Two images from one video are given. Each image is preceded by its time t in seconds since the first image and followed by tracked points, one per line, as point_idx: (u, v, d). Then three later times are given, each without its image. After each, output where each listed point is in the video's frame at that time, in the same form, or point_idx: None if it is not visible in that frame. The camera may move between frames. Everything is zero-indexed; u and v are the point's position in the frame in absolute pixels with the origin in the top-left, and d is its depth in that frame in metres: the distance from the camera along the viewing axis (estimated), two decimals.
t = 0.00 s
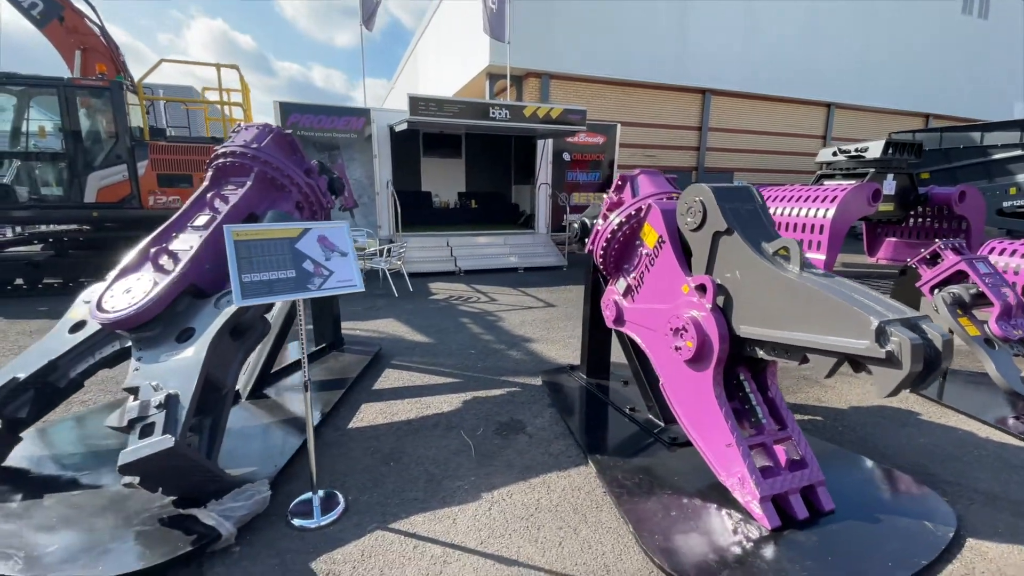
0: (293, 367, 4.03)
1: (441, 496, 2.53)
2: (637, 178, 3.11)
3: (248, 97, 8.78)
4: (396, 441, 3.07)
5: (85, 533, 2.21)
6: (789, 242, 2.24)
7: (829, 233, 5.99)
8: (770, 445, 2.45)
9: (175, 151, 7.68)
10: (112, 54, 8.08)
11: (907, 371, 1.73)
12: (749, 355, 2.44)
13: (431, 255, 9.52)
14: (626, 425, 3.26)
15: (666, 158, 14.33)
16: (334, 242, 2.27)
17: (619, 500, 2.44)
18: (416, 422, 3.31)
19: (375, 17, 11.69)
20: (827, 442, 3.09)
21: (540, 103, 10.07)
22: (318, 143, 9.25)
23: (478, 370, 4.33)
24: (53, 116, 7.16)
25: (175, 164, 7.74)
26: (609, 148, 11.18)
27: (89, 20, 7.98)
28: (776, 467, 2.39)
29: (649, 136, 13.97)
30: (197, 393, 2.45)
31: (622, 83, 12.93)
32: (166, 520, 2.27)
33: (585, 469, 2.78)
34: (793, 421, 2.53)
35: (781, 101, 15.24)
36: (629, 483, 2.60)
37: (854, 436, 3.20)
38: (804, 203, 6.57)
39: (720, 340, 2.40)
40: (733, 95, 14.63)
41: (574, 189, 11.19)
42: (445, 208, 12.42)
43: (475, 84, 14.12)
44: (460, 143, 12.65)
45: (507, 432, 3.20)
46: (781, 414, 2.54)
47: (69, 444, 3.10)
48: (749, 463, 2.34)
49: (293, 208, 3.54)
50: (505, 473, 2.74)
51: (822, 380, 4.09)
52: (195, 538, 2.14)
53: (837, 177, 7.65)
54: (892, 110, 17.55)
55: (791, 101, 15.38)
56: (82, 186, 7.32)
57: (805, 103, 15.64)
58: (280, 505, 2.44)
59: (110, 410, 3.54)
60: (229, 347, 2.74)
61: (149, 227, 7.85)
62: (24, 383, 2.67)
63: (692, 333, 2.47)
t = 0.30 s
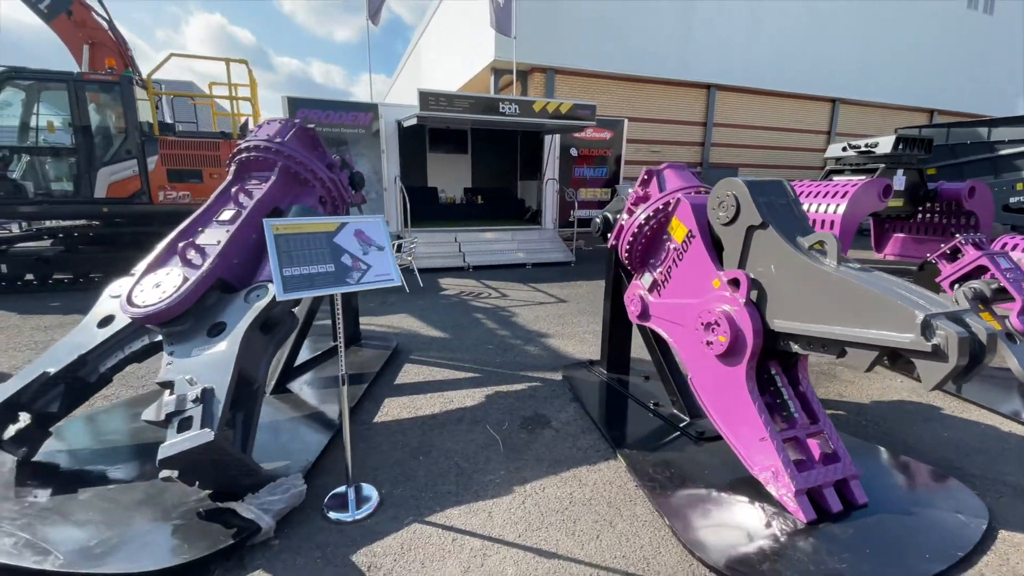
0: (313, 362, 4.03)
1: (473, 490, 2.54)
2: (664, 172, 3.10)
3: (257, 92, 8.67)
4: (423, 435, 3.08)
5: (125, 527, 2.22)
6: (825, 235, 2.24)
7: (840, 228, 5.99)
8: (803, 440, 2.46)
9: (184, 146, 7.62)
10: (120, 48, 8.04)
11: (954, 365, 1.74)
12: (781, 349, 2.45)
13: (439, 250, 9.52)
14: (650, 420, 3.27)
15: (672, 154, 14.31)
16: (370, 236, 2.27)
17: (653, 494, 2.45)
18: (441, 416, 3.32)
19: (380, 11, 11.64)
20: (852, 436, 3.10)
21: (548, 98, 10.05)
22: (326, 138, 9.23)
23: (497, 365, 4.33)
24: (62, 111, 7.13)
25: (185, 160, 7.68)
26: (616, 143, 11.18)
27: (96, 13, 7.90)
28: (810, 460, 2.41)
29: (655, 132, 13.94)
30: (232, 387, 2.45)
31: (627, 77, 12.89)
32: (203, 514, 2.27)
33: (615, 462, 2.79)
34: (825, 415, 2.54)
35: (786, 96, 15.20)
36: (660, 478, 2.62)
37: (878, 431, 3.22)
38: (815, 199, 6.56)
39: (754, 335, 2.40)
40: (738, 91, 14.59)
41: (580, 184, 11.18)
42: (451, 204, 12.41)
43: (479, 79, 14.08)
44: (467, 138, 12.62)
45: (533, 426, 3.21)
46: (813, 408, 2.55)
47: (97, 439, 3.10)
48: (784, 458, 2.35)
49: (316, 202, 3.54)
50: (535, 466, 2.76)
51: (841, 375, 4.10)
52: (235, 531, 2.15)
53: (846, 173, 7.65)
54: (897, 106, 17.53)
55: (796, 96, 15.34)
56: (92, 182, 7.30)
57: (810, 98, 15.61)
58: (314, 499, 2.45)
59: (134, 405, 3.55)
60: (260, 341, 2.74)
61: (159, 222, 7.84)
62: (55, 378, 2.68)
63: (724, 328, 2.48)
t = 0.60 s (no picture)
0: (335, 357, 4.03)
1: (508, 484, 2.54)
2: (695, 164, 3.08)
3: (266, 84, 8.61)
4: (453, 429, 3.08)
5: (165, 520, 2.23)
6: (867, 228, 2.23)
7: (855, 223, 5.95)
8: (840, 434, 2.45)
9: (195, 139, 7.58)
10: (130, 40, 8.03)
11: (1007, 359, 1.73)
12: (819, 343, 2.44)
13: (448, 244, 9.49)
14: (677, 414, 3.26)
15: (679, 147, 14.23)
16: (409, 229, 2.26)
17: (690, 489, 2.45)
18: (468, 410, 3.32)
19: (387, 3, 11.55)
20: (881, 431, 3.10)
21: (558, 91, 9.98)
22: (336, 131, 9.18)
23: (518, 359, 4.32)
24: (72, 104, 7.09)
25: (196, 153, 7.63)
26: (625, 137, 11.13)
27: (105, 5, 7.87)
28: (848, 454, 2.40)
29: (663, 125, 13.86)
30: (267, 381, 2.45)
31: (636, 70, 12.79)
32: (242, 508, 2.27)
33: (647, 457, 2.79)
34: (862, 409, 2.53)
35: (794, 89, 15.10)
36: (695, 472, 2.61)
37: (907, 426, 3.21)
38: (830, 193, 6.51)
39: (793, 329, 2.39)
40: (747, 84, 14.49)
41: (589, 178, 11.14)
42: (459, 198, 12.37)
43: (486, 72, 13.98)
44: (474, 132, 12.56)
45: (562, 420, 3.21)
46: (849, 402, 2.53)
47: (127, 432, 3.11)
48: (823, 452, 2.34)
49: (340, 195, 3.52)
50: (568, 460, 2.75)
51: (864, 369, 4.09)
52: (277, 525, 2.15)
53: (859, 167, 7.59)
54: (905, 99, 17.40)
55: (804, 90, 15.23)
56: (103, 175, 7.28)
57: (818, 91, 15.50)
58: (351, 493, 2.45)
59: (159, 398, 3.55)
60: (292, 335, 2.73)
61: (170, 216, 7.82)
62: (87, 372, 2.67)
63: (761, 322, 2.45)
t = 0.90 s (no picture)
0: (357, 350, 4.01)
1: (543, 477, 2.53)
2: (727, 155, 3.04)
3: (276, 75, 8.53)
4: (481, 421, 3.07)
5: (206, 513, 2.23)
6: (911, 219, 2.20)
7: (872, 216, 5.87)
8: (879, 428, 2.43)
9: (205, 130, 7.51)
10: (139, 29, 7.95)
11: None
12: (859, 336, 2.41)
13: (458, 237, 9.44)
14: (705, 407, 3.25)
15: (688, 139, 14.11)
16: (447, 220, 2.23)
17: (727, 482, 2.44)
18: (495, 403, 3.31)
19: None
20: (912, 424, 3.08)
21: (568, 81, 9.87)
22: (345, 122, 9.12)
23: (539, 352, 4.30)
24: (82, 95, 7.04)
25: (207, 144, 7.57)
26: (636, 128, 11.03)
27: None
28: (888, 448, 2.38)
29: (672, 116, 13.74)
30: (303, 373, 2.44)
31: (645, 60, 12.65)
32: (281, 500, 2.27)
33: (680, 450, 2.78)
34: (900, 403, 2.51)
35: (804, 80, 14.94)
36: (730, 465, 2.60)
37: (938, 419, 3.19)
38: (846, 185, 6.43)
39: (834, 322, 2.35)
40: (757, 74, 14.34)
41: (598, 170, 11.06)
42: (467, 189, 12.30)
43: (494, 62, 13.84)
44: (483, 123, 12.46)
45: (590, 413, 3.20)
46: (888, 396, 2.51)
47: (155, 424, 3.11)
48: (863, 447, 2.32)
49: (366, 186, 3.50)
50: (601, 453, 2.75)
51: (889, 363, 4.06)
52: (318, 518, 2.15)
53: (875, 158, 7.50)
54: (916, 90, 17.20)
55: (814, 80, 15.06)
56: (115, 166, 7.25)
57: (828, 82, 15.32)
58: (387, 486, 2.45)
59: (184, 391, 3.55)
60: (324, 327, 2.72)
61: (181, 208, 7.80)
62: (119, 364, 2.66)
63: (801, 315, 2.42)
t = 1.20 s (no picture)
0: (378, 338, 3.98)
1: (577, 465, 2.51)
2: (760, 140, 2.97)
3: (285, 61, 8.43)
4: (509, 410, 3.05)
5: (243, 500, 2.22)
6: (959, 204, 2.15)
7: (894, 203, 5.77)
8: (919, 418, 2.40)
9: (216, 117, 7.44)
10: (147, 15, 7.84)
11: None
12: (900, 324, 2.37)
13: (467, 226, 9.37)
14: (733, 396, 3.22)
15: (698, 127, 13.95)
16: (484, 205, 2.18)
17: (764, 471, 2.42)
18: (521, 391, 3.29)
19: None
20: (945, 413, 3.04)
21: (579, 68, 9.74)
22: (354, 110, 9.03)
23: (560, 341, 4.27)
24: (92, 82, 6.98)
25: (218, 132, 7.51)
26: (647, 116, 10.91)
27: None
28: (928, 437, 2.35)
29: (682, 104, 13.58)
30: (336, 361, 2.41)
31: (656, 46, 12.47)
32: (318, 488, 2.26)
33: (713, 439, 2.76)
34: (940, 392, 2.47)
35: (816, 67, 14.72)
36: (765, 454, 2.58)
37: (970, 408, 3.15)
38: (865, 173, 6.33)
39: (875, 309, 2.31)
40: (768, 61, 14.14)
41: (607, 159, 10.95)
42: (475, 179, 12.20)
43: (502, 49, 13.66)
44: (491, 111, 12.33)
45: (618, 402, 3.17)
46: (927, 384, 2.47)
47: (182, 412, 3.10)
48: (905, 436, 2.28)
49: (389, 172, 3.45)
50: (633, 442, 2.73)
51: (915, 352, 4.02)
52: (357, 505, 2.13)
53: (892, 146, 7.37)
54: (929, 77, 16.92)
55: (826, 67, 14.83)
56: (125, 155, 7.21)
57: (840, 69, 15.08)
58: (421, 473, 2.43)
59: (208, 378, 3.53)
60: (353, 314, 2.69)
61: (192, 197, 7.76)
62: (148, 351, 2.64)
63: (841, 302, 2.38)
